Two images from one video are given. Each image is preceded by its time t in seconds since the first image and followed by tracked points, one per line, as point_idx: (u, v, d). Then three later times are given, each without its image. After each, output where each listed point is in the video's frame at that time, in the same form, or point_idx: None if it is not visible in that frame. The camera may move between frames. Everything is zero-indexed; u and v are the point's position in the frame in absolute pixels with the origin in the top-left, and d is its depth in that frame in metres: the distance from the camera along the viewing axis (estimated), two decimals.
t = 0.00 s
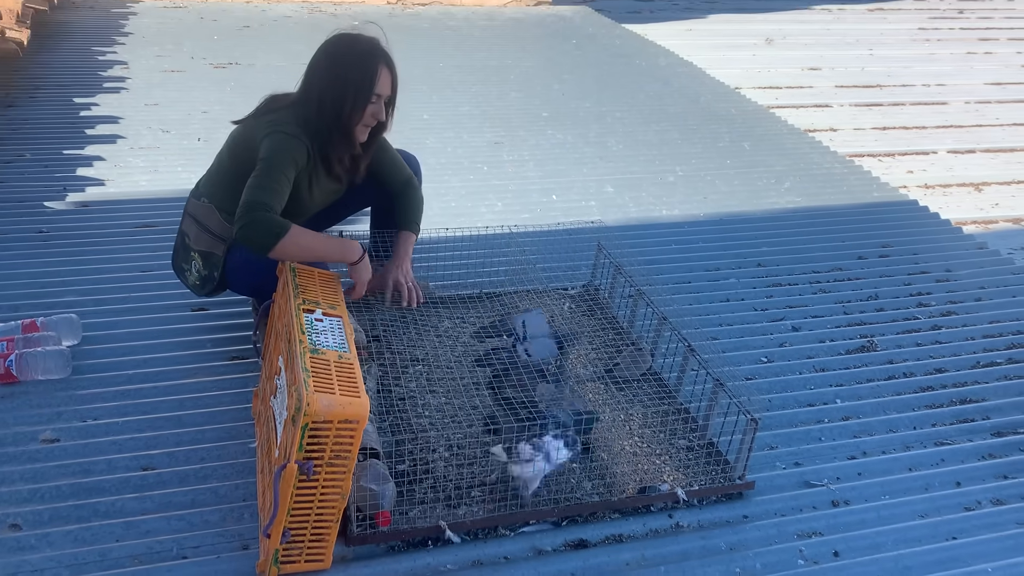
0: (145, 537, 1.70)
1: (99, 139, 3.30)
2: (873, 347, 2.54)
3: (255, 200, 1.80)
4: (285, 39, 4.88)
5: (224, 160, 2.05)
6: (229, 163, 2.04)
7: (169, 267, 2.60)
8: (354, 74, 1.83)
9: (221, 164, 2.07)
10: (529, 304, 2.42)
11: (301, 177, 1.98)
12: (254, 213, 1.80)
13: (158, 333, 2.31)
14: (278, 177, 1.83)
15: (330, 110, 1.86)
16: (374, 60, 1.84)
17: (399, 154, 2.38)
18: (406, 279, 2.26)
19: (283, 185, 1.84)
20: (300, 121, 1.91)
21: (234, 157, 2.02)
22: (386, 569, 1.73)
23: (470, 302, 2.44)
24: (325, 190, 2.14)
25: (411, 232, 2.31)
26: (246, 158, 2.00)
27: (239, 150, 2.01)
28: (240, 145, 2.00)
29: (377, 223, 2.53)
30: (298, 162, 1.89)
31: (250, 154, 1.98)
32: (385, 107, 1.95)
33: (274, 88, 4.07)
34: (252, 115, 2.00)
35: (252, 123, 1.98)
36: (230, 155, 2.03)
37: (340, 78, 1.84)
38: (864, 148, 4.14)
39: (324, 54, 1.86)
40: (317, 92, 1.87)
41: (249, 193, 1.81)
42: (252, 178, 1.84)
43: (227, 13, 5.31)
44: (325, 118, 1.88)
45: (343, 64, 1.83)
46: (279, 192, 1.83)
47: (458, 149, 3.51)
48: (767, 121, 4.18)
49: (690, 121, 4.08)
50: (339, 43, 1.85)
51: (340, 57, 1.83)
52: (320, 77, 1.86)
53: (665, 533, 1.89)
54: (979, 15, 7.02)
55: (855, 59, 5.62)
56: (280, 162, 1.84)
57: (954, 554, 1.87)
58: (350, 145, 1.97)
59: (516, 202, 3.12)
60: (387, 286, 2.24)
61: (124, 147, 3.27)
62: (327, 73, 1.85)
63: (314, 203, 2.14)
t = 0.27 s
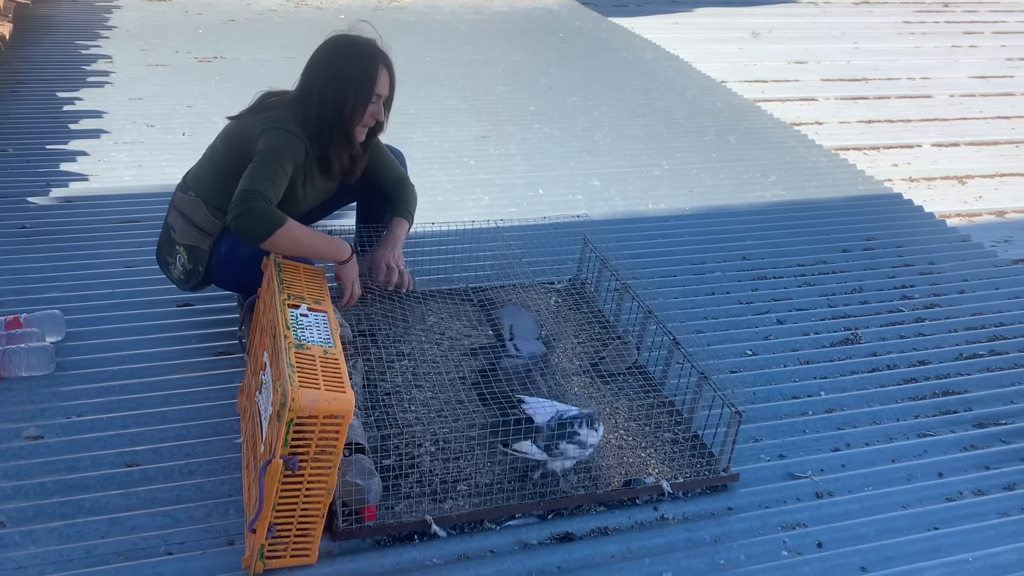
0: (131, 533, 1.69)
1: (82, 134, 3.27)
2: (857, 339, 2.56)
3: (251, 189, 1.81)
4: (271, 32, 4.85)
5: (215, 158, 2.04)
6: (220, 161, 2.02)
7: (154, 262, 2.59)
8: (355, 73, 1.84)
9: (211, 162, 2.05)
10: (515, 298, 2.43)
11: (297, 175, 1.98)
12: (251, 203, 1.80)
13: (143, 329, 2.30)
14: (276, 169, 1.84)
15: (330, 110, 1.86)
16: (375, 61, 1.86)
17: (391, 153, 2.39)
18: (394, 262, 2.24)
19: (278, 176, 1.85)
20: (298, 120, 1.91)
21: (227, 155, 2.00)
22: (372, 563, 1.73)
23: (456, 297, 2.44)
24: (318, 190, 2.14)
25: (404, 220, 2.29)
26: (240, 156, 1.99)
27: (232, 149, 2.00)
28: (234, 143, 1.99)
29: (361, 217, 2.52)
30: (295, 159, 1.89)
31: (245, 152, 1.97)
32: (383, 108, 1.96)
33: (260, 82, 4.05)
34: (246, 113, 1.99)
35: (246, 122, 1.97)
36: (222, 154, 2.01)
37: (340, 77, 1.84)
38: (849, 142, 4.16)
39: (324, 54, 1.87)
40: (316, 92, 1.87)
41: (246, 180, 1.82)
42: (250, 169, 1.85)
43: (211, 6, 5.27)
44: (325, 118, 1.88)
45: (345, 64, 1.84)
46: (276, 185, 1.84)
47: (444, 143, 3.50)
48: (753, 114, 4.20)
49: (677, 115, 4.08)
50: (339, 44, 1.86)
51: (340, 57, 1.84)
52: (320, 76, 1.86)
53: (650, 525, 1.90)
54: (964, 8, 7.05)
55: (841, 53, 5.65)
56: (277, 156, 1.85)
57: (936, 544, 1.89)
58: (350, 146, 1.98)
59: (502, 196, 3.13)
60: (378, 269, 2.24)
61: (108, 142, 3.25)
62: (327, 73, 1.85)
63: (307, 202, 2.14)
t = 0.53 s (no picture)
0: (114, 531, 1.69)
1: (63, 131, 3.25)
2: (838, 331, 2.58)
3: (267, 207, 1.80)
4: (254, 28, 4.82)
5: (201, 162, 2.00)
6: (207, 166, 1.99)
7: (136, 260, 2.58)
8: (348, 76, 1.84)
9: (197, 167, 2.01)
10: (499, 293, 2.43)
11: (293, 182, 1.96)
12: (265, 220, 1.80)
13: (125, 326, 2.29)
14: (278, 177, 1.83)
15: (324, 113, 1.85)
16: (367, 64, 1.86)
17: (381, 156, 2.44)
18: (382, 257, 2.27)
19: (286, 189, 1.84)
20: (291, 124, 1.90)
21: (215, 160, 1.97)
22: (356, 558, 1.73)
23: (440, 291, 2.44)
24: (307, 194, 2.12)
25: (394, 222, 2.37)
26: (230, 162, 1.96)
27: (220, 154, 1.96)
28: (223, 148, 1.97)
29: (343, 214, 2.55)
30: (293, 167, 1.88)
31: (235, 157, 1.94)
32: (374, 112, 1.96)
33: (243, 78, 4.03)
34: (234, 118, 1.97)
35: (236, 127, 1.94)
36: (209, 159, 1.98)
37: (333, 80, 1.84)
38: (833, 135, 4.18)
39: (315, 57, 1.87)
40: (308, 95, 1.86)
41: (256, 196, 1.82)
42: (256, 182, 1.83)
43: (194, 2, 5.23)
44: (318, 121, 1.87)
45: (338, 66, 1.84)
46: (283, 199, 1.83)
47: (429, 139, 3.50)
48: (737, 108, 4.21)
49: (661, 109, 4.09)
50: (331, 48, 1.86)
51: (333, 60, 1.84)
52: (312, 79, 1.86)
53: (634, 517, 1.91)
54: (947, 2, 7.09)
55: (824, 46, 5.67)
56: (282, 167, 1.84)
57: (916, 533, 1.91)
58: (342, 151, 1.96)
59: (487, 190, 3.13)
60: (367, 262, 2.24)
61: (89, 139, 3.23)
62: (320, 76, 1.85)
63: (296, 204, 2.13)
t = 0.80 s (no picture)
0: (101, 530, 1.69)
1: (49, 131, 3.24)
2: (824, 325, 2.59)
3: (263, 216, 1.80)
4: (241, 27, 4.81)
5: (194, 162, 2.01)
6: (200, 166, 2.00)
7: (123, 259, 2.57)
8: (342, 82, 1.84)
9: (189, 166, 2.02)
10: (487, 290, 2.45)
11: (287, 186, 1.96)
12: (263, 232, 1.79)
13: (112, 326, 2.28)
14: (273, 184, 1.83)
15: (317, 119, 1.86)
16: (362, 70, 1.86)
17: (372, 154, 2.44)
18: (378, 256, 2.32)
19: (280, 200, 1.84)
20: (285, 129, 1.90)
21: (207, 162, 1.98)
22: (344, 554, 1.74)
23: (428, 289, 2.45)
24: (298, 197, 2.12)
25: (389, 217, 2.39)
26: (223, 164, 1.96)
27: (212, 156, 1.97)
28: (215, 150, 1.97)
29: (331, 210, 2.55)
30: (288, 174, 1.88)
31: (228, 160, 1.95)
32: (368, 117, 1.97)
33: (230, 77, 4.02)
34: (228, 120, 1.97)
35: (230, 129, 1.94)
36: (202, 159, 1.99)
37: (327, 86, 1.84)
38: (819, 131, 4.20)
39: (310, 62, 1.86)
40: (303, 100, 1.86)
41: (251, 204, 1.80)
42: (252, 190, 1.82)
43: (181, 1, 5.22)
44: (312, 126, 1.87)
45: (332, 72, 1.84)
46: (276, 208, 1.82)
47: (416, 136, 3.50)
48: (724, 104, 4.23)
49: (648, 105, 4.11)
50: (326, 53, 1.86)
51: (327, 66, 1.84)
52: (306, 85, 1.86)
53: (621, 511, 1.92)
54: None
55: (811, 42, 5.69)
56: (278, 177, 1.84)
57: (901, 524, 1.93)
58: (336, 156, 1.97)
59: (474, 188, 3.14)
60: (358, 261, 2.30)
61: (75, 138, 3.22)
62: (314, 82, 1.85)
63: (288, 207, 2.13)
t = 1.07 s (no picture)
0: (83, 528, 1.69)
1: (30, 130, 3.22)
2: (807, 317, 2.61)
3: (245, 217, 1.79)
4: (224, 25, 4.79)
5: (181, 162, 2.00)
6: (188, 167, 2.00)
7: (105, 258, 2.57)
8: (329, 87, 1.83)
9: (177, 166, 2.02)
10: (471, 285, 2.45)
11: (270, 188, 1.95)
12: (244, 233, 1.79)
13: (95, 324, 2.28)
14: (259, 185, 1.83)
15: (304, 123, 1.85)
16: (349, 74, 1.85)
17: (358, 152, 2.46)
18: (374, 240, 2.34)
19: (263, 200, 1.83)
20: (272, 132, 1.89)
21: (192, 158, 1.98)
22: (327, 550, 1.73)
23: (411, 284, 2.46)
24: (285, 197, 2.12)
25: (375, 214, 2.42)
26: (211, 165, 1.96)
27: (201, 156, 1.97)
28: (200, 147, 1.97)
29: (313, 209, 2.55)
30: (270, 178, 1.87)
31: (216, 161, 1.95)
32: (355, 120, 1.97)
33: (213, 75, 4.01)
34: (215, 121, 1.96)
35: (217, 131, 1.94)
36: (190, 160, 1.99)
37: (314, 91, 1.83)
38: (802, 125, 4.22)
39: (297, 66, 1.85)
40: (289, 104, 1.85)
41: (234, 202, 1.80)
42: (235, 188, 1.82)
43: None
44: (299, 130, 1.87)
45: (318, 76, 1.83)
46: (259, 208, 1.82)
47: (400, 133, 3.50)
48: (707, 99, 4.25)
49: (632, 101, 4.12)
50: (313, 56, 1.85)
51: (314, 69, 1.83)
52: (293, 88, 1.85)
53: (604, 503, 1.93)
54: None
55: (794, 37, 5.72)
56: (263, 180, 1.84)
57: (882, 512, 1.95)
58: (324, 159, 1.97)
59: (458, 183, 3.14)
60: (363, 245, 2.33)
61: (57, 137, 3.20)
62: (301, 86, 1.84)
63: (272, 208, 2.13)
